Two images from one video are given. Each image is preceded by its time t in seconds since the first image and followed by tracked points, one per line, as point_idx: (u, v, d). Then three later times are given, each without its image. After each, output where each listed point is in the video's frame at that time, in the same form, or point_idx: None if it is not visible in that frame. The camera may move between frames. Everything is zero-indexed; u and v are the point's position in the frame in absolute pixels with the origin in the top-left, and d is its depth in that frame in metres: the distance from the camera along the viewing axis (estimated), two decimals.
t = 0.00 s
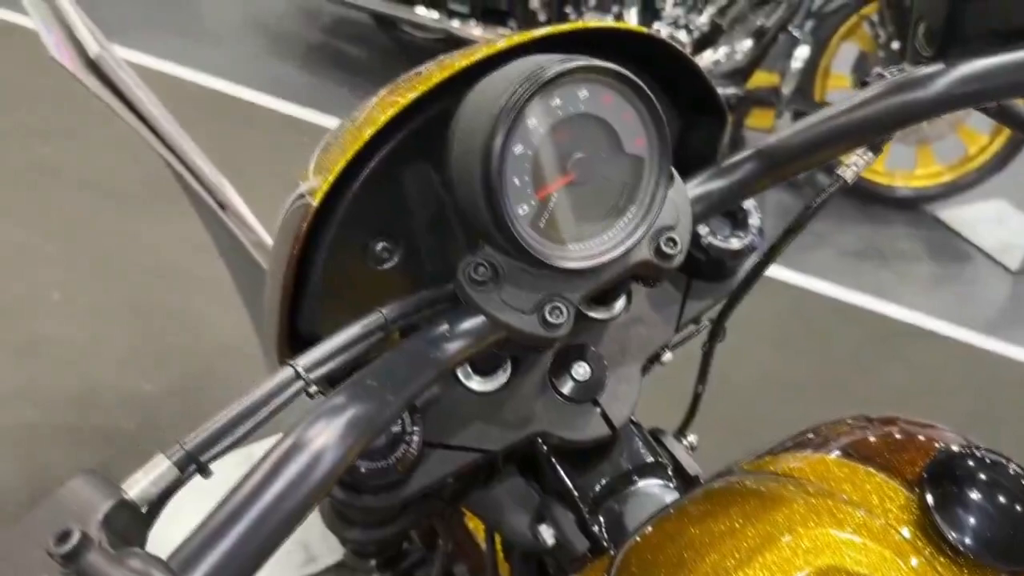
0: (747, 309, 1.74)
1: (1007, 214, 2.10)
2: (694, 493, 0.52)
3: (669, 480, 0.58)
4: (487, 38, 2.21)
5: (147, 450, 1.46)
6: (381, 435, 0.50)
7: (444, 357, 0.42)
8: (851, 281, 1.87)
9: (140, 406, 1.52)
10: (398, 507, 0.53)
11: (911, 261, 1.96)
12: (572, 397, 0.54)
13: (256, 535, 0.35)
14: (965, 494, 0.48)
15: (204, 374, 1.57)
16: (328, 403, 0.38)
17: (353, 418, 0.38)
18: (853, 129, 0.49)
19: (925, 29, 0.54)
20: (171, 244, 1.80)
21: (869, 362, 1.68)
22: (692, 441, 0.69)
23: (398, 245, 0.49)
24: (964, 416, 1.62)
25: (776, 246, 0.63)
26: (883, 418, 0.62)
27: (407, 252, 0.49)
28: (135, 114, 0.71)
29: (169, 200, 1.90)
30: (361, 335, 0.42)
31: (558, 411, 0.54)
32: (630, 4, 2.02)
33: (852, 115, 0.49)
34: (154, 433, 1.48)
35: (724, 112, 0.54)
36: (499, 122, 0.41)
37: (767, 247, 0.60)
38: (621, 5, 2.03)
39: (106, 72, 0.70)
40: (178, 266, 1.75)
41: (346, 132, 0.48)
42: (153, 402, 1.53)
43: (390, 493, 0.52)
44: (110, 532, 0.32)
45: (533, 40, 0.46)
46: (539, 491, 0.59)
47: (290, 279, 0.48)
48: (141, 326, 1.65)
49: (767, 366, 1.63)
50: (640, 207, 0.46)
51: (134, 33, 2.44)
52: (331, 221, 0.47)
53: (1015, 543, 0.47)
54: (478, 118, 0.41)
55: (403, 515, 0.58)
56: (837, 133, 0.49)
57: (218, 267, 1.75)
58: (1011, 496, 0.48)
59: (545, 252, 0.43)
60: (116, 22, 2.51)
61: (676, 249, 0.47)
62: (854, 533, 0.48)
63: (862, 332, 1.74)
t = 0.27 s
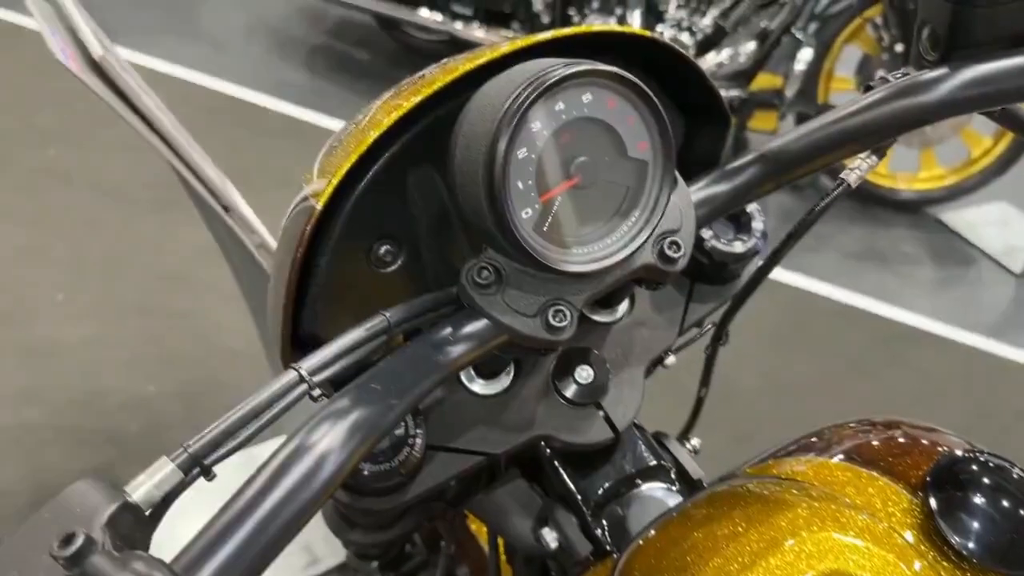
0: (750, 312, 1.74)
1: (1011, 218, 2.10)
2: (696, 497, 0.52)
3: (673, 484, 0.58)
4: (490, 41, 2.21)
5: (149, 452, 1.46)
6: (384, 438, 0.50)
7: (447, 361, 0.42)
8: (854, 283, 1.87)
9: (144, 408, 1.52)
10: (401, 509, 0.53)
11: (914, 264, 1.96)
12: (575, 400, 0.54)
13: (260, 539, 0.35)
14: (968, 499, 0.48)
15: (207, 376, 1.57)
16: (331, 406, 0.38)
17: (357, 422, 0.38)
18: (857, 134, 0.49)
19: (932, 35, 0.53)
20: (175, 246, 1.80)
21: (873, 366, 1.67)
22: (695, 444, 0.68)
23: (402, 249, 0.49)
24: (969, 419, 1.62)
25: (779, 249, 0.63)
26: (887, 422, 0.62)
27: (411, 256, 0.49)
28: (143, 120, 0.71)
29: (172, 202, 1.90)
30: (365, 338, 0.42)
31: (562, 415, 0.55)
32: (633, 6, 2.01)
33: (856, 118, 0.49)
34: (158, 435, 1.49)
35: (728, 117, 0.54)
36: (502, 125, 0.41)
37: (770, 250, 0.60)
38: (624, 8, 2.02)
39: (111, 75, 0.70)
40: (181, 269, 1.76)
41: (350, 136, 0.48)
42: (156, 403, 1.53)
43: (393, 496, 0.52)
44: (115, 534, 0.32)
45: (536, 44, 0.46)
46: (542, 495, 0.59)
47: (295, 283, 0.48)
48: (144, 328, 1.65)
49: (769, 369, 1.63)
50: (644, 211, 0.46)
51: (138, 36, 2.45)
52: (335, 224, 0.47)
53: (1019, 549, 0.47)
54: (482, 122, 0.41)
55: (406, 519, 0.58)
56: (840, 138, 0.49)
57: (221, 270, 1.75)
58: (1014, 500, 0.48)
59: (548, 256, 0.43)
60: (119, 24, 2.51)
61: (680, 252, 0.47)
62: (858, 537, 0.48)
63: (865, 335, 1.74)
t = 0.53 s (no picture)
0: (752, 314, 1.73)
1: (1014, 220, 2.09)
2: (699, 500, 0.52)
3: (676, 487, 0.57)
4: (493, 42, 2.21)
5: (151, 453, 1.46)
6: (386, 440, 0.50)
7: (449, 362, 0.42)
8: (857, 285, 1.87)
9: (145, 409, 1.52)
10: (402, 511, 0.53)
11: (917, 266, 1.95)
12: (577, 403, 0.54)
13: (262, 540, 0.34)
14: (971, 503, 0.48)
15: (208, 377, 1.57)
16: (333, 408, 0.38)
17: (359, 425, 0.38)
18: (860, 136, 0.49)
19: (933, 36, 0.53)
20: (177, 247, 1.80)
21: (875, 368, 1.67)
22: (697, 447, 0.68)
23: (404, 250, 0.49)
24: (971, 422, 1.61)
25: (780, 251, 0.62)
26: (890, 425, 0.62)
27: (414, 257, 0.49)
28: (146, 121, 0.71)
29: (174, 203, 1.90)
30: (367, 340, 0.42)
31: (563, 417, 0.54)
32: (635, 8, 2.03)
33: (860, 121, 0.49)
34: (159, 435, 1.49)
35: (731, 119, 0.54)
36: (505, 127, 0.41)
37: (773, 252, 0.59)
38: (626, 9, 2.03)
39: (113, 75, 0.69)
40: (183, 270, 1.76)
41: (353, 137, 0.48)
42: (157, 404, 1.53)
43: (395, 498, 0.52)
44: (116, 536, 0.32)
45: (538, 46, 0.46)
46: (544, 497, 0.59)
47: (297, 285, 0.48)
48: (146, 329, 1.65)
49: (771, 371, 1.63)
50: (646, 213, 0.46)
51: (141, 37, 2.45)
52: (337, 226, 0.47)
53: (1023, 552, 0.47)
54: (485, 124, 0.41)
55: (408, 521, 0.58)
56: (842, 140, 0.49)
57: (223, 272, 1.75)
58: (1017, 503, 0.47)
59: (550, 258, 0.43)
60: (122, 25, 2.51)
61: (683, 255, 0.47)
62: (861, 540, 0.47)
63: (867, 337, 1.74)
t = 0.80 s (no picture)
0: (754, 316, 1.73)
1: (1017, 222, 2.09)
2: (701, 501, 0.52)
3: (678, 488, 0.57)
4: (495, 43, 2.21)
5: (153, 454, 1.46)
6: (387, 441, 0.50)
7: (451, 363, 0.42)
8: (859, 287, 1.87)
9: (147, 409, 1.52)
10: (404, 512, 0.52)
11: (920, 268, 1.95)
12: (579, 404, 0.54)
13: (263, 542, 0.34)
14: (975, 505, 0.48)
15: (210, 378, 1.57)
16: (334, 410, 0.38)
17: (360, 426, 0.38)
18: (863, 138, 0.49)
19: (936, 38, 0.52)
20: (179, 248, 1.80)
21: (878, 370, 1.67)
22: (699, 448, 0.68)
23: (407, 250, 0.49)
24: (974, 424, 1.61)
25: (783, 253, 0.62)
26: (893, 426, 0.62)
27: (417, 258, 0.49)
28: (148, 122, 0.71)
29: (177, 204, 1.90)
30: (369, 341, 0.42)
31: (565, 419, 0.54)
32: (638, 10, 2.04)
33: (863, 122, 0.49)
34: (161, 436, 1.49)
35: (733, 120, 0.54)
36: (507, 128, 0.41)
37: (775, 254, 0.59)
38: (628, 11, 2.04)
39: (115, 76, 0.70)
40: (186, 270, 1.76)
41: (355, 138, 0.48)
42: (160, 405, 1.53)
43: (397, 499, 0.51)
44: (118, 538, 0.32)
45: (541, 46, 0.46)
46: (546, 499, 0.59)
47: (300, 285, 0.48)
48: (148, 329, 1.65)
49: (773, 373, 1.63)
50: (649, 214, 0.46)
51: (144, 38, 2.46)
52: (340, 226, 0.47)
53: None
54: (487, 125, 0.41)
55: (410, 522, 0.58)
56: (845, 142, 0.49)
57: (225, 272, 1.75)
58: (1020, 506, 0.47)
59: (553, 259, 0.43)
60: (125, 26, 2.52)
61: (685, 256, 0.47)
62: (864, 542, 0.47)
63: (870, 339, 1.74)
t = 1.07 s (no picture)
0: (755, 318, 1.73)
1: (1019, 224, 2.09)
2: (702, 503, 0.52)
3: (678, 490, 0.57)
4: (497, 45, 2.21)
5: (155, 455, 1.46)
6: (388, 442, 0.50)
7: (452, 365, 0.42)
8: (860, 289, 1.86)
9: (149, 411, 1.53)
10: (405, 514, 0.52)
11: (921, 270, 1.95)
12: (579, 406, 0.54)
13: (266, 542, 0.34)
14: (976, 506, 0.48)
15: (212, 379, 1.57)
16: (336, 411, 0.38)
17: (362, 427, 0.38)
18: (864, 140, 0.49)
19: (938, 40, 0.52)
20: (180, 250, 1.80)
21: (879, 372, 1.67)
22: (700, 450, 0.68)
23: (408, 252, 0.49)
24: (976, 425, 1.61)
25: (785, 254, 0.62)
26: (894, 428, 0.62)
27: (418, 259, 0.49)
28: (151, 123, 0.71)
29: (179, 206, 1.90)
30: (369, 343, 0.42)
31: (566, 420, 0.54)
32: (639, 11, 2.04)
33: (864, 124, 0.49)
34: (164, 437, 1.49)
35: (735, 122, 0.54)
36: (508, 129, 0.40)
37: (775, 255, 0.59)
38: (630, 12, 2.05)
39: (117, 77, 0.70)
40: (188, 271, 1.76)
41: (357, 140, 0.48)
42: (161, 406, 1.53)
43: (398, 501, 0.51)
44: (119, 539, 0.32)
45: (542, 48, 0.46)
46: (547, 501, 0.59)
47: (301, 288, 0.48)
48: (150, 330, 1.65)
49: (775, 374, 1.63)
50: (650, 216, 0.46)
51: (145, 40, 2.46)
52: (341, 228, 0.47)
53: None
54: (488, 127, 0.41)
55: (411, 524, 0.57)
56: (847, 143, 0.49)
57: (226, 274, 1.75)
58: (1021, 507, 0.47)
59: (553, 261, 0.43)
60: (127, 28, 2.52)
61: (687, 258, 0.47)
62: (864, 543, 0.47)
63: (871, 340, 1.74)
